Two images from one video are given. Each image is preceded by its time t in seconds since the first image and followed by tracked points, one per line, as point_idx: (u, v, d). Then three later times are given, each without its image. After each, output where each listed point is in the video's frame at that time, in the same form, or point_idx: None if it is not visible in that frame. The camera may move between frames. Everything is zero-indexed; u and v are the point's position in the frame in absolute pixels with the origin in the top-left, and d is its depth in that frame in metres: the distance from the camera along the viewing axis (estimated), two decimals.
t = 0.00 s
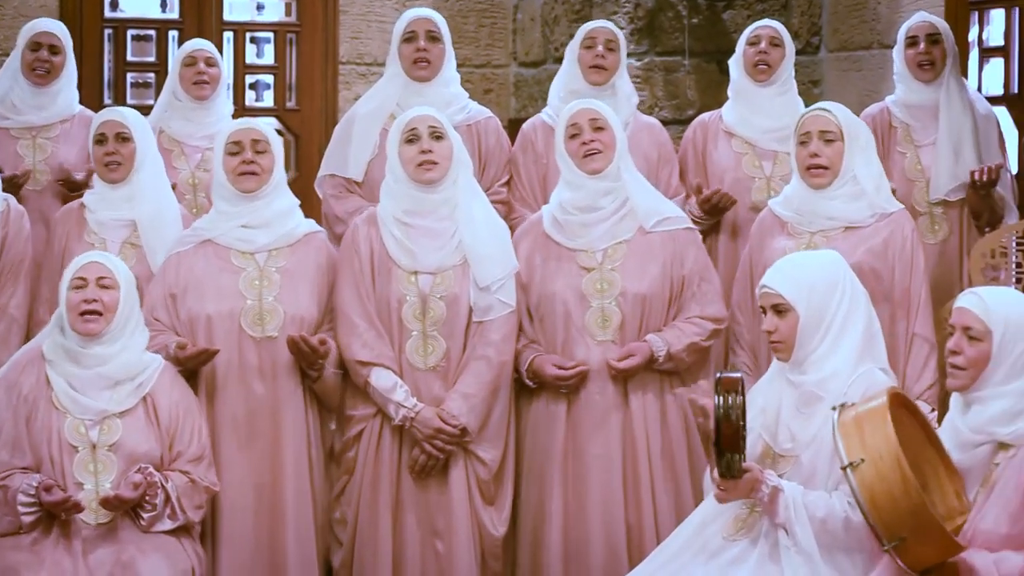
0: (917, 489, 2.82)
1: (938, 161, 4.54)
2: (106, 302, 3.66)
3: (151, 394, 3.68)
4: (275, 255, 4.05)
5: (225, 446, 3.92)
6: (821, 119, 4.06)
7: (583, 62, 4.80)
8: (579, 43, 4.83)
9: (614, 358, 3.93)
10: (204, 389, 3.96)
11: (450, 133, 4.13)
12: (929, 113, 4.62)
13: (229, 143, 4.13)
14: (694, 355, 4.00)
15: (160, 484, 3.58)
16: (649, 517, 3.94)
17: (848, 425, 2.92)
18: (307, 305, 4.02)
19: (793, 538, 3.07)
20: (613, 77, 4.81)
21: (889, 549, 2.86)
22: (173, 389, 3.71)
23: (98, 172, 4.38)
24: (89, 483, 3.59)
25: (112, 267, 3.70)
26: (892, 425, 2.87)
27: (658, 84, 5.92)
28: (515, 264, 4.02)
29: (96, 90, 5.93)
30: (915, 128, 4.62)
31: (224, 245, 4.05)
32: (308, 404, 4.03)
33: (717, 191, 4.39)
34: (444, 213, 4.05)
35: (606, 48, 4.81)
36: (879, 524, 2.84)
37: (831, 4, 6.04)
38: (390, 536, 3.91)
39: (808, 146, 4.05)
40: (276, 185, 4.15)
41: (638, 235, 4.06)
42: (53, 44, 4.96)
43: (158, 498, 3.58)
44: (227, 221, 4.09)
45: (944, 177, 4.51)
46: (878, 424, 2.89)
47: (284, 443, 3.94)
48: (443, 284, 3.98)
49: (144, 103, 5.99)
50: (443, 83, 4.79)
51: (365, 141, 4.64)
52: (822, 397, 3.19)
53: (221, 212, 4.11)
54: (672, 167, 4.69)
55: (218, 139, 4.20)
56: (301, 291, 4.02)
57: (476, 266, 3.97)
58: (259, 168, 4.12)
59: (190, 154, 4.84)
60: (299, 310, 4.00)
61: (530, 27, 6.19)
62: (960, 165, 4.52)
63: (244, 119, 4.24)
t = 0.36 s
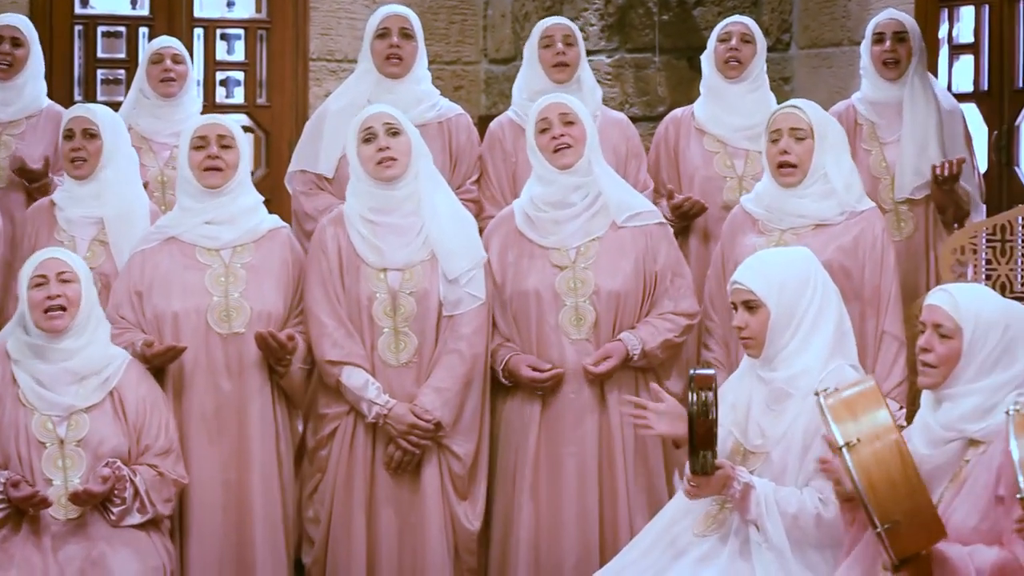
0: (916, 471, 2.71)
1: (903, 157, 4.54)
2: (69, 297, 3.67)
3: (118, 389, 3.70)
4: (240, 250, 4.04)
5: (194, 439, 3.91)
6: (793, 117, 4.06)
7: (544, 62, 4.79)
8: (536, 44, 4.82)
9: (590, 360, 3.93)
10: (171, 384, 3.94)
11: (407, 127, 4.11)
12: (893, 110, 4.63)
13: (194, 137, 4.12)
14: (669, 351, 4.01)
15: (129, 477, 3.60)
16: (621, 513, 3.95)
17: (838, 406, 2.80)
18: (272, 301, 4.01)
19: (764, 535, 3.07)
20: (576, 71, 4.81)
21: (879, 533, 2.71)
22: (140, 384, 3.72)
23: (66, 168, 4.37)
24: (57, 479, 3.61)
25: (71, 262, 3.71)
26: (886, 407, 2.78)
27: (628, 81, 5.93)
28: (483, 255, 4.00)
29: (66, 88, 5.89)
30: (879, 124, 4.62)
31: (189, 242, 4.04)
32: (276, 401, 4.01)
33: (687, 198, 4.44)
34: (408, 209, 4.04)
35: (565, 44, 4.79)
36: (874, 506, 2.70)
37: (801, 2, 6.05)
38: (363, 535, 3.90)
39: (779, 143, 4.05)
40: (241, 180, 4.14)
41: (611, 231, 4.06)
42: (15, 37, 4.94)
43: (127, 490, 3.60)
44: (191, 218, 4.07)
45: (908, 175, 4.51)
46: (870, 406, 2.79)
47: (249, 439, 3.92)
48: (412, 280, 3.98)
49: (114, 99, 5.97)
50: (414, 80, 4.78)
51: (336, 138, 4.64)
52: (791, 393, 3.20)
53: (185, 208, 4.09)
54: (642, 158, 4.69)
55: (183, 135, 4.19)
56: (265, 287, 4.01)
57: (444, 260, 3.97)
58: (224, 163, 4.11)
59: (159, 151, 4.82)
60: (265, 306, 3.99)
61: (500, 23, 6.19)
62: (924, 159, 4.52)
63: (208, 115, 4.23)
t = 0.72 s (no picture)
0: (871, 479, 2.75)
1: (882, 152, 4.54)
2: (43, 292, 3.68)
3: (94, 382, 3.70)
4: (218, 246, 4.04)
5: (173, 435, 3.90)
6: (769, 112, 4.07)
7: (519, 61, 4.78)
8: (512, 40, 4.81)
9: (578, 351, 3.92)
10: (150, 381, 3.94)
11: (388, 122, 4.10)
12: (872, 103, 4.63)
13: (173, 134, 4.11)
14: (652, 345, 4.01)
15: (106, 470, 3.61)
16: (607, 507, 3.95)
17: (800, 418, 2.87)
18: (251, 297, 4.01)
19: (743, 530, 3.09)
20: (552, 66, 4.81)
21: (844, 541, 2.79)
22: (116, 376, 3.72)
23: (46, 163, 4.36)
24: (36, 474, 3.60)
25: (43, 258, 3.71)
26: (844, 417, 2.82)
27: (608, 76, 5.94)
28: (464, 251, 4.02)
29: (44, 82, 5.87)
30: (856, 119, 4.63)
31: (167, 237, 4.04)
32: (254, 396, 4.01)
33: (671, 203, 4.42)
34: (389, 204, 4.05)
35: (539, 41, 4.79)
36: (833, 517, 2.77)
37: None
38: (343, 528, 3.91)
39: (755, 138, 4.07)
40: (219, 178, 4.13)
41: (601, 227, 4.07)
42: None
43: (105, 482, 3.60)
44: (168, 213, 4.07)
45: (887, 169, 4.52)
46: (830, 415, 2.84)
47: (230, 435, 3.93)
48: (392, 275, 3.98)
49: (93, 94, 5.93)
50: (391, 73, 4.78)
51: (312, 131, 4.63)
52: (771, 388, 3.21)
53: (162, 204, 4.09)
54: (621, 153, 4.68)
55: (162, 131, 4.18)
56: (244, 283, 4.01)
57: (424, 255, 3.97)
58: (202, 160, 4.10)
59: (137, 146, 4.81)
60: (243, 302, 3.99)
61: (479, 18, 6.17)
62: (902, 155, 4.53)
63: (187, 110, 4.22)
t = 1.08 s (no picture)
0: (878, 446, 2.69)
1: (866, 146, 4.54)
2: (24, 283, 3.68)
3: (78, 373, 3.71)
4: (200, 239, 4.04)
5: (153, 425, 3.90)
6: (734, 109, 4.06)
7: (508, 48, 4.77)
8: (502, 29, 4.80)
9: (569, 345, 3.93)
10: (131, 371, 3.94)
11: (385, 117, 4.11)
12: (856, 97, 4.63)
13: (156, 126, 4.11)
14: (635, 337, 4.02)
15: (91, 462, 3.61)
16: (595, 499, 3.96)
17: (806, 380, 2.81)
18: (234, 291, 4.01)
19: (727, 521, 3.09)
20: (542, 56, 4.80)
21: (839, 508, 2.70)
22: (100, 367, 3.74)
23: (34, 155, 4.36)
24: (20, 466, 3.61)
25: (23, 249, 3.71)
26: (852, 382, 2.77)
27: (592, 68, 5.93)
28: (451, 248, 4.02)
29: (29, 74, 5.85)
30: (841, 110, 4.63)
31: (150, 231, 4.04)
32: (237, 387, 4.02)
33: (653, 181, 4.43)
34: (379, 195, 4.05)
35: (530, 31, 4.77)
36: (834, 480, 2.69)
37: None
38: (325, 517, 3.91)
39: (722, 137, 4.07)
40: (202, 169, 4.14)
41: (593, 220, 4.08)
42: None
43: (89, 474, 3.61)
44: (151, 207, 4.07)
45: (872, 162, 4.51)
46: (837, 380, 2.78)
47: (212, 427, 3.93)
48: (377, 268, 3.98)
49: (77, 86, 5.92)
50: (373, 67, 4.78)
51: (293, 122, 4.62)
52: (756, 379, 3.21)
53: (144, 198, 4.09)
54: (606, 147, 4.65)
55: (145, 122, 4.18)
56: (227, 278, 4.01)
57: (409, 250, 3.97)
58: (185, 153, 4.11)
59: (120, 139, 4.79)
60: (225, 296, 3.99)
61: (463, 10, 6.18)
62: (888, 149, 4.53)
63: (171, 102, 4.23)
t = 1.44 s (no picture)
0: (832, 453, 2.72)
1: (853, 135, 4.54)
2: (8, 268, 3.68)
3: (65, 361, 3.72)
4: (185, 229, 4.05)
5: (138, 412, 3.90)
6: (717, 96, 4.05)
7: (499, 34, 4.77)
8: (495, 15, 4.80)
9: (561, 357, 3.91)
10: (117, 358, 3.94)
11: (374, 106, 4.12)
12: (841, 86, 4.63)
13: (140, 115, 4.11)
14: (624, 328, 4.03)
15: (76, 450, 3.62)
16: (582, 487, 3.97)
17: (758, 398, 2.86)
18: (218, 279, 4.01)
19: (713, 508, 3.09)
20: (533, 45, 4.79)
21: (809, 518, 2.76)
22: (86, 354, 3.75)
23: (21, 146, 4.35)
24: (7, 453, 3.61)
25: (6, 235, 3.72)
26: (802, 395, 2.80)
27: (580, 56, 5.94)
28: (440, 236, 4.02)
29: (15, 62, 5.83)
30: (826, 99, 4.63)
31: (135, 220, 4.04)
32: (221, 376, 4.01)
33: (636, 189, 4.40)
34: (367, 184, 4.05)
35: (522, 16, 4.77)
36: (798, 494, 2.75)
37: None
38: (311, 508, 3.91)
39: (704, 123, 4.07)
40: (188, 156, 4.14)
41: (581, 207, 4.08)
42: None
43: (74, 463, 3.62)
44: (136, 196, 4.07)
45: (860, 150, 4.52)
46: (787, 395, 2.82)
47: (196, 414, 3.93)
48: (365, 257, 3.98)
49: (64, 74, 5.90)
50: (359, 58, 4.77)
51: (279, 110, 4.62)
52: (744, 366, 3.22)
53: (129, 187, 4.09)
54: (595, 137, 4.66)
55: (130, 111, 4.18)
56: (211, 267, 4.02)
57: (397, 237, 3.98)
58: (169, 142, 4.10)
59: (107, 127, 4.79)
60: (209, 284, 3.99)
61: None
62: (875, 137, 4.53)
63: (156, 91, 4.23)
